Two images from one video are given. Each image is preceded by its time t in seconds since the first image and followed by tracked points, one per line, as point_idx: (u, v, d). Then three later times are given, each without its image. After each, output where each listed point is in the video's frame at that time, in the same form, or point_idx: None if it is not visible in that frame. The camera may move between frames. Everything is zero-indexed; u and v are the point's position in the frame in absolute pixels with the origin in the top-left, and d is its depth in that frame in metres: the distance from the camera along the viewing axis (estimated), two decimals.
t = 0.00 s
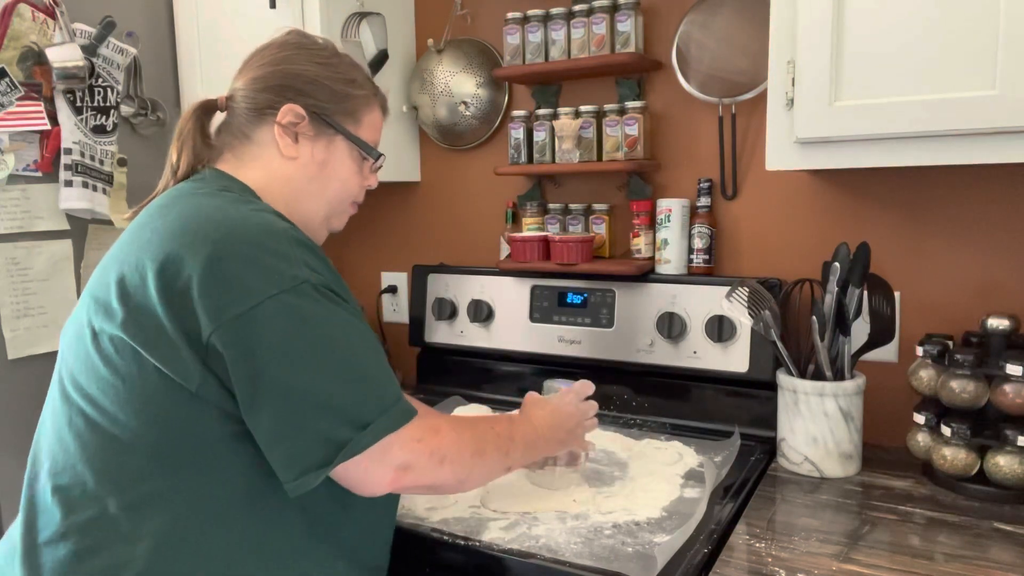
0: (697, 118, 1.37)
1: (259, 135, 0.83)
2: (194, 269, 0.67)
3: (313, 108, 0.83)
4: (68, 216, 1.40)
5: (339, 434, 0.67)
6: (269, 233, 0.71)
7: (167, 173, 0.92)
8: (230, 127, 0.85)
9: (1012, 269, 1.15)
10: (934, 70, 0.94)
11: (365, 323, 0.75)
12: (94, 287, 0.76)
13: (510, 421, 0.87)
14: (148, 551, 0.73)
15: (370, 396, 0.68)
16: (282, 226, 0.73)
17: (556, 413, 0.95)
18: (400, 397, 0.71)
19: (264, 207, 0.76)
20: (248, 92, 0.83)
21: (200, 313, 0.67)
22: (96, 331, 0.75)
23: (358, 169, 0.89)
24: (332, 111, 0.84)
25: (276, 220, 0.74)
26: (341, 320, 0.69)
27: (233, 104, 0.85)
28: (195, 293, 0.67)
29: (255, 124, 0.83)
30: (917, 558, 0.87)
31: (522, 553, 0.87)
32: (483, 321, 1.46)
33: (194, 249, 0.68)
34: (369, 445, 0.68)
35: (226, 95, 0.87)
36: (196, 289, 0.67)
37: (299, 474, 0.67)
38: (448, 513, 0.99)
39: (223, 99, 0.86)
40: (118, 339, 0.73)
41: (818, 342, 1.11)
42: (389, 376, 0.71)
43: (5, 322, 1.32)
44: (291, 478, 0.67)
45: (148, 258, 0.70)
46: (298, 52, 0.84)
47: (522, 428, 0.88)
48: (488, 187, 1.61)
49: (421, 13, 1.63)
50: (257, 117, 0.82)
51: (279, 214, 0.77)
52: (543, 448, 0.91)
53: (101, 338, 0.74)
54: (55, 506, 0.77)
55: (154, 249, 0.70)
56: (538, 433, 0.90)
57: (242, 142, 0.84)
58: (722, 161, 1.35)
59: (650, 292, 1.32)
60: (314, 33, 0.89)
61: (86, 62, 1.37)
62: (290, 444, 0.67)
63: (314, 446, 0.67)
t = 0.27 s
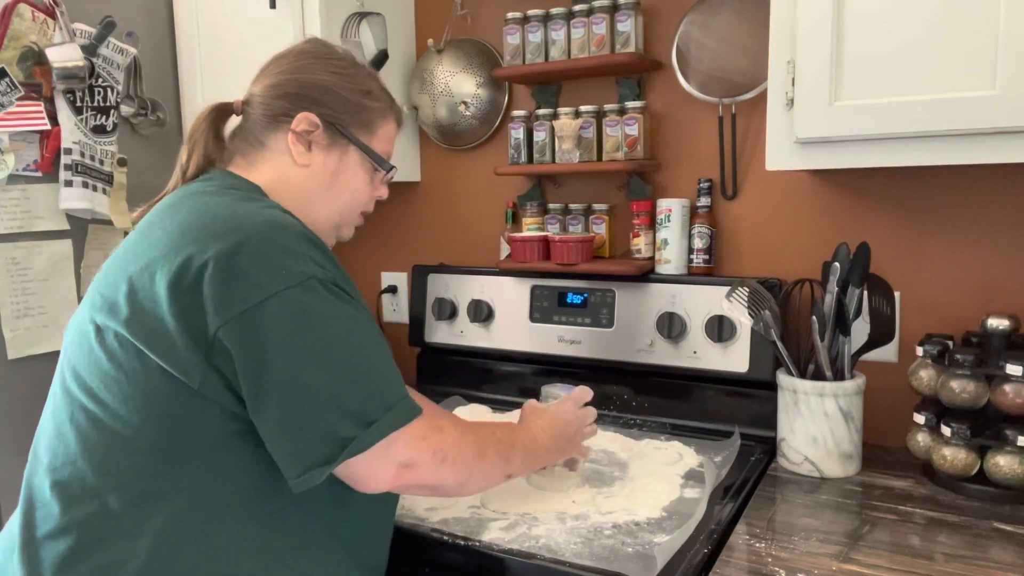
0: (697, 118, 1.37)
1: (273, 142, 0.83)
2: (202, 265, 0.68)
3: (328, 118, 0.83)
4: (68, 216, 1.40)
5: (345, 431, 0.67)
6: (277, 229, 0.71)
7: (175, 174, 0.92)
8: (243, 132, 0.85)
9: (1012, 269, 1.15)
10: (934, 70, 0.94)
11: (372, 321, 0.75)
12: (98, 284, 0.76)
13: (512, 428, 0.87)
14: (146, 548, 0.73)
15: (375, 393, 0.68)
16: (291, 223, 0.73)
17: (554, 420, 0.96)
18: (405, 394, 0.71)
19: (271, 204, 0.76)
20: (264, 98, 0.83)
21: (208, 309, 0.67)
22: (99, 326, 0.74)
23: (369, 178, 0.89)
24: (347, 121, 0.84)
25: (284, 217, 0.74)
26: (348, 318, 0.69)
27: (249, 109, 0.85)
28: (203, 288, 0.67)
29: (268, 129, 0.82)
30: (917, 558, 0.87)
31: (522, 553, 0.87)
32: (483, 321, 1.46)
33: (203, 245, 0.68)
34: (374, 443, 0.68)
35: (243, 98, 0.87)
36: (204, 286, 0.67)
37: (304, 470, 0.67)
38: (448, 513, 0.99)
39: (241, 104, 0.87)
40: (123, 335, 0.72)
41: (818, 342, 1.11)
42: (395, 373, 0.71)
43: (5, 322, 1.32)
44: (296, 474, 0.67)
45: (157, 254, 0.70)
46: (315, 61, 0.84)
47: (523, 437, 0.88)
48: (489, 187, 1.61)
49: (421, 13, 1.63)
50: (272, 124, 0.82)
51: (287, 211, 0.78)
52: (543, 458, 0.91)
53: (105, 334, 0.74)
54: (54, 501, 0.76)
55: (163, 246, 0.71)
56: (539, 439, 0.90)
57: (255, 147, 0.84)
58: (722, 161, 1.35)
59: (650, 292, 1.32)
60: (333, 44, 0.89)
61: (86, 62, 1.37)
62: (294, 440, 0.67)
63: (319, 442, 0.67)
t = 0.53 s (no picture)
0: (697, 118, 1.37)
1: (290, 148, 0.83)
2: (212, 272, 0.68)
3: (346, 127, 0.83)
4: (69, 216, 1.40)
5: (347, 443, 0.67)
6: (286, 236, 0.71)
7: (189, 174, 0.92)
8: (262, 137, 0.86)
9: (1012, 270, 1.15)
10: (935, 70, 0.94)
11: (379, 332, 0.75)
12: (108, 286, 0.76)
13: (507, 438, 0.87)
14: (145, 551, 0.73)
15: (378, 406, 0.68)
16: (300, 230, 0.73)
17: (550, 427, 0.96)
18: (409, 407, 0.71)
19: (282, 211, 0.76)
20: (283, 104, 0.83)
21: (215, 316, 0.67)
22: (107, 328, 0.75)
23: (385, 189, 0.89)
24: (364, 130, 0.84)
25: (294, 225, 0.74)
26: (354, 328, 0.69)
27: (267, 113, 0.85)
28: (211, 295, 0.67)
29: (285, 136, 0.83)
30: (917, 558, 0.87)
31: (522, 553, 0.87)
32: (483, 321, 1.46)
33: (213, 252, 0.69)
34: (376, 456, 0.68)
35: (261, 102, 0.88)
36: (213, 292, 0.67)
37: (305, 481, 0.67)
38: (448, 513, 0.99)
39: (258, 107, 0.87)
40: (130, 339, 0.73)
41: (818, 342, 1.11)
42: (399, 386, 0.71)
43: (5, 322, 1.32)
44: (298, 484, 0.67)
45: (167, 259, 0.71)
46: (336, 69, 0.84)
47: (519, 446, 0.88)
48: (489, 187, 1.61)
49: (422, 13, 1.63)
50: (290, 130, 0.82)
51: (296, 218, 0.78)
52: (539, 468, 0.91)
53: (112, 336, 0.74)
54: (58, 500, 0.76)
55: (175, 251, 0.71)
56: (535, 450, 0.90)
57: (272, 151, 0.85)
58: (722, 161, 1.35)
59: (650, 292, 1.32)
60: (356, 49, 0.89)
61: (86, 62, 1.37)
62: (297, 451, 0.66)
63: (321, 454, 0.67)
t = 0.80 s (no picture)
0: (697, 118, 1.37)
1: (290, 150, 0.83)
2: (206, 277, 0.68)
3: (347, 129, 0.83)
4: (68, 216, 1.40)
5: (344, 450, 0.67)
6: (283, 241, 0.71)
7: (190, 173, 0.92)
8: (259, 136, 0.85)
9: (1011, 270, 1.15)
10: (935, 70, 0.94)
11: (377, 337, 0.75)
12: (104, 289, 0.76)
13: (506, 440, 0.88)
14: (139, 554, 0.73)
15: (374, 412, 0.68)
16: (297, 235, 0.73)
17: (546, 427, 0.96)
18: (406, 412, 0.71)
19: (278, 215, 0.76)
20: (284, 104, 0.83)
21: (209, 323, 0.67)
22: (103, 332, 0.75)
23: (385, 191, 0.89)
24: (365, 132, 0.84)
25: (291, 229, 0.74)
26: (351, 334, 0.69)
27: (267, 113, 0.85)
28: (206, 302, 0.67)
29: (284, 136, 0.82)
30: (917, 558, 0.87)
31: (521, 553, 0.87)
32: (483, 321, 1.46)
33: (208, 257, 0.68)
34: (372, 462, 0.68)
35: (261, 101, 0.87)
36: (207, 298, 0.67)
37: (300, 488, 0.67)
38: (449, 513, 0.99)
39: (259, 105, 0.87)
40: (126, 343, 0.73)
41: (818, 342, 1.11)
42: (397, 391, 0.71)
43: (5, 322, 1.32)
44: (293, 492, 0.67)
45: (162, 263, 0.71)
46: (337, 69, 0.84)
47: (518, 447, 0.88)
48: (489, 187, 1.61)
49: (422, 13, 1.63)
50: (290, 131, 0.82)
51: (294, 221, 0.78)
52: (538, 468, 0.91)
53: (108, 340, 0.74)
54: (55, 504, 0.76)
55: (170, 256, 0.71)
56: (533, 449, 0.90)
57: (272, 153, 0.84)
58: (722, 161, 1.35)
59: (651, 292, 1.32)
60: (357, 48, 0.89)
61: (86, 62, 1.37)
62: (292, 458, 0.66)
63: (317, 461, 0.67)
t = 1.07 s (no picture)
0: (697, 118, 1.37)
1: (278, 147, 0.83)
2: (194, 278, 0.67)
3: (335, 125, 0.83)
4: (68, 216, 1.40)
5: (339, 448, 0.67)
6: (270, 240, 0.70)
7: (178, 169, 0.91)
8: (247, 133, 0.85)
9: (1011, 270, 1.15)
10: (935, 70, 0.94)
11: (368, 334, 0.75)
12: (92, 291, 0.76)
13: (504, 443, 0.88)
14: (135, 556, 0.73)
15: (369, 409, 0.68)
16: (285, 234, 0.73)
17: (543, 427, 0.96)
18: (402, 408, 0.71)
19: (266, 213, 0.76)
20: (270, 100, 0.82)
21: (198, 324, 0.67)
22: (92, 333, 0.74)
23: (375, 186, 0.89)
24: (353, 127, 0.84)
25: (280, 227, 0.74)
26: (343, 332, 0.69)
27: (253, 109, 0.84)
28: (194, 303, 0.67)
29: (271, 133, 0.82)
30: (917, 558, 0.87)
31: (521, 553, 0.87)
32: (482, 321, 1.46)
33: (195, 258, 0.68)
34: (368, 459, 0.68)
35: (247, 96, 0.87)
36: (195, 299, 0.67)
37: (296, 487, 0.67)
38: (448, 513, 0.99)
39: (245, 101, 0.86)
40: (114, 345, 0.73)
41: (818, 342, 1.11)
42: (391, 388, 0.71)
43: (5, 322, 1.32)
44: (289, 492, 0.67)
45: (148, 264, 0.70)
46: (322, 63, 0.83)
47: (516, 448, 0.89)
48: (489, 187, 1.61)
49: (422, 13, 1.63)
50: (277, 128, 0.82)
51: (283, 220, 0.78)
52: (535, 468, 0.91)
53: (97, 341, 0.74)
54: (48, 508, 0.76)
55: (155, 256, 0.70)
56: (530, 451, 0.90)
57: (260, 150, 0.84)
58: (722, 161, 1.35)
59: (651, 292, 1.32)
60: (343, 39, 0.88)
61: (86, 62, 1.37)
62: (287, 458, 0.66)
63: (312, 459, 0.67)
